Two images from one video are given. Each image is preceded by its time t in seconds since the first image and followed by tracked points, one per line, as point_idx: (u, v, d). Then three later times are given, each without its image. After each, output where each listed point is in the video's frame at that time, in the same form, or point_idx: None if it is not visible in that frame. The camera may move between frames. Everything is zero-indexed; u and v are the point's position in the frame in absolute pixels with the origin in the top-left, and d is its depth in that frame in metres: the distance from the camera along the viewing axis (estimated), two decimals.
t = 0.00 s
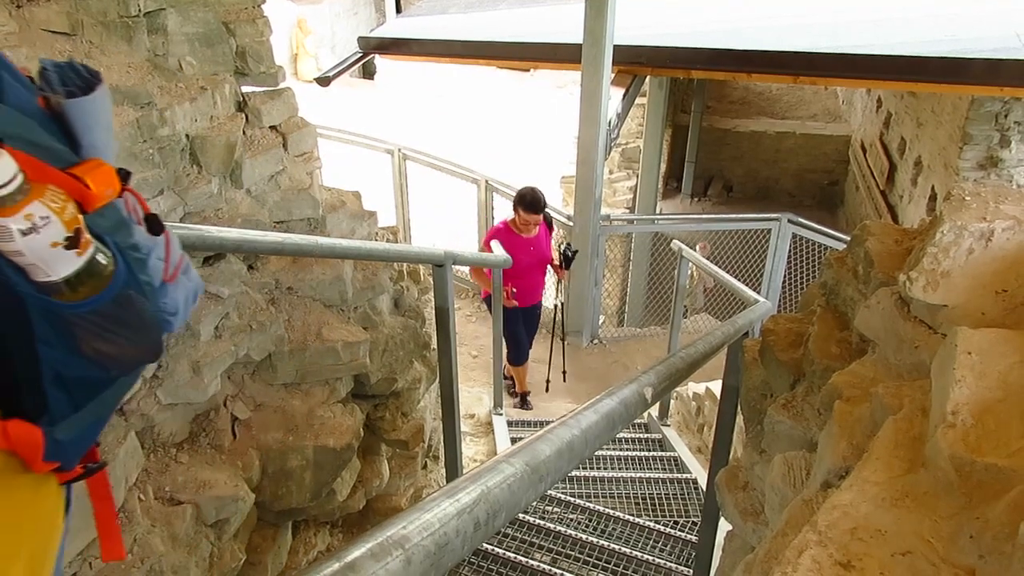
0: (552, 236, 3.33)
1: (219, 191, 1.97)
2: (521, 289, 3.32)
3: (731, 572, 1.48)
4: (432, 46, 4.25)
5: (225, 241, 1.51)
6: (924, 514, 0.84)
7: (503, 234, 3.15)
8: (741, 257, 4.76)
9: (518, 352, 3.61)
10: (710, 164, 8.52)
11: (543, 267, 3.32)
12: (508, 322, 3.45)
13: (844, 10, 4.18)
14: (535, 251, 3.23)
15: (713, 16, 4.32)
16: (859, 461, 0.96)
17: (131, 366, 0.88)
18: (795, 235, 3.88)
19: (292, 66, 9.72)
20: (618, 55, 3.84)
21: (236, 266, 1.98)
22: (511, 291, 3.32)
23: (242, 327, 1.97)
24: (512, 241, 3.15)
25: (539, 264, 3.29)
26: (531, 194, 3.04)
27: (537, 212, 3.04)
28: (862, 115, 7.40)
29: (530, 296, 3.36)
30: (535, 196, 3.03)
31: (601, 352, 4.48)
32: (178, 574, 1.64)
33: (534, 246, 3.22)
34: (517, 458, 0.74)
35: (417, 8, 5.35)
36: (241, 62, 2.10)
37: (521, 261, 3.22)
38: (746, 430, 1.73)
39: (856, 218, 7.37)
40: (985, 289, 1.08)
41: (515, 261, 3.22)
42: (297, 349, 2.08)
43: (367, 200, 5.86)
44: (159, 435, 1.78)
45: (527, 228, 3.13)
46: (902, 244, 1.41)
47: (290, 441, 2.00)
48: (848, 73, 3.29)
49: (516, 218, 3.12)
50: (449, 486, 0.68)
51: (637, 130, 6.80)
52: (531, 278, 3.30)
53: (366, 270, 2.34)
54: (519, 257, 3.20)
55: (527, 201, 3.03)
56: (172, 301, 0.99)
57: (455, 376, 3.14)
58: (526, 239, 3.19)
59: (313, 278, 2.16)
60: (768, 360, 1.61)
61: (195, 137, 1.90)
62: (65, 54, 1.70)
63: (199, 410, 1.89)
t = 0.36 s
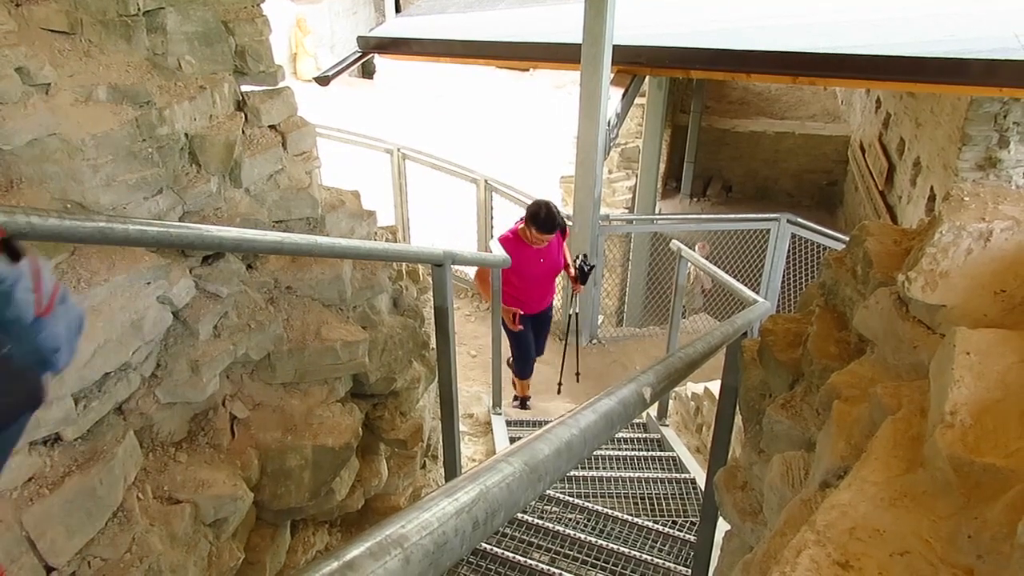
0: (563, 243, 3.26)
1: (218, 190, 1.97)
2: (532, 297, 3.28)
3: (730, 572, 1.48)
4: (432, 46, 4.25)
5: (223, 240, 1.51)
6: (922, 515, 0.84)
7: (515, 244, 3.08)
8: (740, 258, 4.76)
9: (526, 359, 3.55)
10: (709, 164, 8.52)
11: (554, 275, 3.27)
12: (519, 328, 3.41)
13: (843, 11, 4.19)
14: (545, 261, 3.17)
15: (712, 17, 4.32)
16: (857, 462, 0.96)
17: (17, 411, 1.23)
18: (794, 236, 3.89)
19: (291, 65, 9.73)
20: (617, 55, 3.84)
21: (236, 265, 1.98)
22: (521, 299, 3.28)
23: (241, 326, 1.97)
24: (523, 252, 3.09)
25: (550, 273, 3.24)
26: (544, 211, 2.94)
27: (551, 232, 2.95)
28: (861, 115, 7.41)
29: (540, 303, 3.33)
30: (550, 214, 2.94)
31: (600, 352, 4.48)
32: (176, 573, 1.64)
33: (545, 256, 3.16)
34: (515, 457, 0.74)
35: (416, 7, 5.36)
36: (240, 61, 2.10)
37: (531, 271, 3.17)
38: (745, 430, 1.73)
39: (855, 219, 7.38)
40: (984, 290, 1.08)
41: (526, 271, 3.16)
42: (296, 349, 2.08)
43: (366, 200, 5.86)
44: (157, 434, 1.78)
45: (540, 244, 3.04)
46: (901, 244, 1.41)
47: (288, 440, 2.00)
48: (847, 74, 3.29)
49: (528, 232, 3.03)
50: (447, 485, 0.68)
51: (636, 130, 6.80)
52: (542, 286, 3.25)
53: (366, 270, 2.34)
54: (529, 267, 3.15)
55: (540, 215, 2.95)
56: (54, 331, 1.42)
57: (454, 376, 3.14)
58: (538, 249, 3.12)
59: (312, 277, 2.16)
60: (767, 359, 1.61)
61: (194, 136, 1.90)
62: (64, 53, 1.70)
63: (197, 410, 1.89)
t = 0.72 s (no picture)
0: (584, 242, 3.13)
1: (216, 190, 1.97)
2: (553, 301, 3.12)
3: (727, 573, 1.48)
4: (430, 46, 4.24)
5: (220, 239, 1.50)
6: (920, 514, 0.84)
7: (539, 246, 2.91)
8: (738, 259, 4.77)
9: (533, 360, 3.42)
10: (707, 165, 8.53)
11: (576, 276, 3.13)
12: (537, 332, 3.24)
13: (842, 12, 4.19)
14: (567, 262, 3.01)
15: (710, 17, 4.32)
16: (854, 462, 0.96)
17: None
18: (792, 237, 3.89)
19: (290, 65, 9.66)
20: (616, 56, 3.84)
21: (233, 265, 1.98)
22: (542, 304, 3.12)
23: (239, 326, 1.97)
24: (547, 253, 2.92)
25: (572, 273, 3.09)
26: (572, 211, 2.75)
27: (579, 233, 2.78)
28: (859, 117, 7.41)
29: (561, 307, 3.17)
30: (577, 214, 2.74)
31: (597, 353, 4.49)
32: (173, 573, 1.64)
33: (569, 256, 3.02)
34: (514, 457, 0.74)
35: (415, 8, 5.35)
36: (239, 61, 2.10)
37: (555, 273, 3.01)
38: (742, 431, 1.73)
39: (853, 220, 7.38)
40: (981, 290, 1.08)
41: (548, 273, 3.01)
42: (294, 348, 2.08)
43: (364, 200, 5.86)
44: (155, 435, 1.78)
45: (565, 243, 2.89)
46: (898, 244, 1.41)
47: (286, 440, 2.00)
48: (844, 75, 3.29)
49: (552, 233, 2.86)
50: (445, 485, 0.68)
51: (635, 130, 6.80)
52: (563, 288, 3.10)
53: (363, 270, 2.34)
54: (552, 268, 2.99)
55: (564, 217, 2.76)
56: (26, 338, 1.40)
57: (451, 376, 3.14)
58: (563, 250, 2.97)
59: (309, 277, 2.16)
60: (765, 359, 1.62)
61: (192, 136, 1.89)
62: (62, 53, 1.69)
63: (194, 410, 1.89)
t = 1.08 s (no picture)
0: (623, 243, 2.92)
1: (212, 191, 1.96)
2: (580, 301, 2.93)
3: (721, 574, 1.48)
4: (426, 48, 4.24)
5: (215, 240, 1.50)
6: (914, 517, 0.85)
7: (572, 239, 2.73)
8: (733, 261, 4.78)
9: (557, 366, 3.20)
10: (702, 167, 8.55)
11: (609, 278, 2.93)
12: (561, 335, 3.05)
13: (837, 15, 4.20)
14: (603, 261, 2.82)
15: (706, 20, 4.33)
16: (849, 464, 0.97)
17: None
18: (786, 239, 3.90)
19: (285, 66, 9.65)
20: (611, 58, 3.85)
21: (228, 266, 1.97)
22: (568, 302, 2.94)
23: (234, 327, 1.96)
24: (582, 249, 2.74)
25: (605, 275, 2.89)
26: (610, 206, 2.55)
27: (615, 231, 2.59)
28: (853, 120, 7.43)
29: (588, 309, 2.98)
30: (615, 210, 2.54)
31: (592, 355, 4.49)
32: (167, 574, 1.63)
33: (604, 256, 2.81)
34: (510, 458, 0.74)
35: (411, 9, 5.35)
36: (235, 62, 2.10)
37: (586, 272, 2.82)
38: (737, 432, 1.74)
39: (848, 223, 7.40)
40: (975, 293, 1.08)
41: (580, 271, 2.82)
42: (289, 349, 2.08)
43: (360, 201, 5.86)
44: (149, 435, 1.77)
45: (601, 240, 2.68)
46: (893, 247, 1.42)
47: (280, 441, 2.00)
48: (839, 78, 3.30)
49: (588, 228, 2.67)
50: (442, 485, 0.68)
51: (630, 132, 6.81)
52: (595, 289, 2.91)
53: (359, 271, 2.34)
54: (585, 267, 2.80)
55: (606, 213, 2.55)
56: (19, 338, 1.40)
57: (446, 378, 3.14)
58: (598, 248, 2.77)
59: (304, 278, 2.16)
60: (759, 362, 1.62)
61: (188, 136, 1.89)
62: (58, 52, 1.69)
63: (189, 411, 1.89)
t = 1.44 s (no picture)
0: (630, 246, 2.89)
1: (203, 191, 1.96)
2: (582, 302, 2.93)
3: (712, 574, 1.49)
4: (418, 49, 4.24)
5: (206, 240, 1.49)
6: (904, 517, 0.85)
7: (572, 238, 2.73)
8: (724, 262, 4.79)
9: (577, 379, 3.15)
10: (694, 169, 8.58)
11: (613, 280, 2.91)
12: (563, 335, 3.03)
13: (828, 17, 4.22)
14: (605, 263, 2.80)
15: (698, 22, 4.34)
16: (839, 465, 0.97)
17: None
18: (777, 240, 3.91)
19: (277, 66, 9.64)
20: (603, 60, 3.85)
21: (219, 266, 1.97)
22: (571, 302, 2.94)
23: (225, 328, 1.96)
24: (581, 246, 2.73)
25: (608, 277, 2.88)
26: (610, 207, 2.53)
27: (615, 232, 2.57)
28: (844, 122, 7.46)
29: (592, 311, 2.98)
30: (615, 210, 2.52)
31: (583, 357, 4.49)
32: None
33: (606, 257, 2.80)
34: (501, 459, 0.74)
35: (403, 9, 5.35)
36: (226, 62, 2.10)
37: (587, 273, 2.81)
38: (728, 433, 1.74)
39: (838, 224, 7.43)
40: (964, 294, 1.09)
41: (582, 271, 2.81)
42: (280, 350, 2.08)
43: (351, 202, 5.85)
44: (140, 436, 1.77)
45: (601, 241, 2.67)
46: (883, 249, 1.42)
47: (272, 442, 1.99)
48: (830, 80, 3.31)
49: (589, 228, 2.66)
50: (433, 486, 0.68)
51: (622, 134, 6.82)
52: (597, 290, 2.90)
53: (350, 272, 2.34)
54: (586, 266, 2.79)
55: (604, 213, 2.53)
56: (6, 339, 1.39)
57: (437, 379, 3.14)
58: (600, 248, 2.76)
59: (296, 278, 2.15)
60: (750, 363, 1.63)
61: (179, 136, 1.89)
62: (48, 52, 1.68)
63: (179, 412, 1.88)
